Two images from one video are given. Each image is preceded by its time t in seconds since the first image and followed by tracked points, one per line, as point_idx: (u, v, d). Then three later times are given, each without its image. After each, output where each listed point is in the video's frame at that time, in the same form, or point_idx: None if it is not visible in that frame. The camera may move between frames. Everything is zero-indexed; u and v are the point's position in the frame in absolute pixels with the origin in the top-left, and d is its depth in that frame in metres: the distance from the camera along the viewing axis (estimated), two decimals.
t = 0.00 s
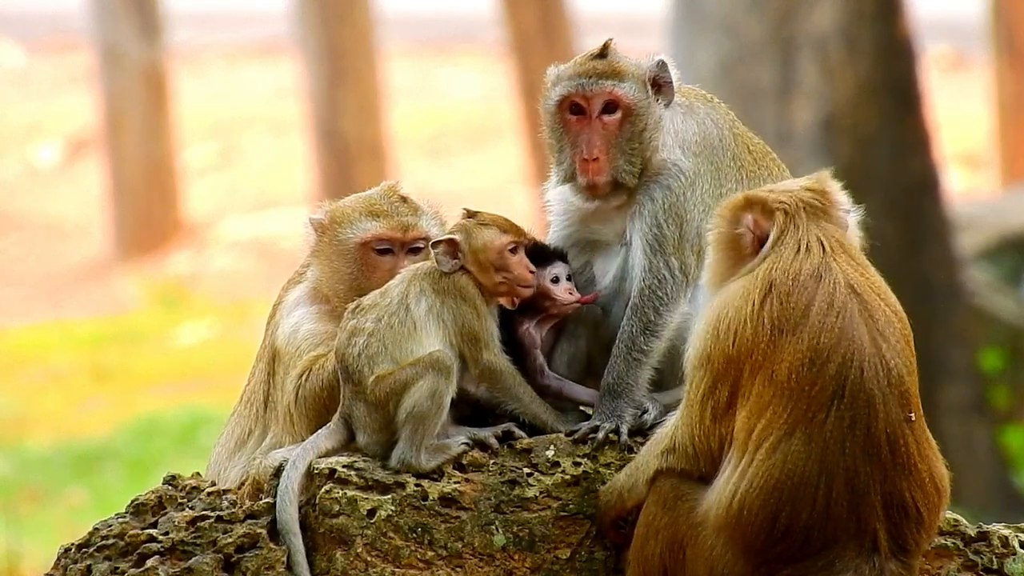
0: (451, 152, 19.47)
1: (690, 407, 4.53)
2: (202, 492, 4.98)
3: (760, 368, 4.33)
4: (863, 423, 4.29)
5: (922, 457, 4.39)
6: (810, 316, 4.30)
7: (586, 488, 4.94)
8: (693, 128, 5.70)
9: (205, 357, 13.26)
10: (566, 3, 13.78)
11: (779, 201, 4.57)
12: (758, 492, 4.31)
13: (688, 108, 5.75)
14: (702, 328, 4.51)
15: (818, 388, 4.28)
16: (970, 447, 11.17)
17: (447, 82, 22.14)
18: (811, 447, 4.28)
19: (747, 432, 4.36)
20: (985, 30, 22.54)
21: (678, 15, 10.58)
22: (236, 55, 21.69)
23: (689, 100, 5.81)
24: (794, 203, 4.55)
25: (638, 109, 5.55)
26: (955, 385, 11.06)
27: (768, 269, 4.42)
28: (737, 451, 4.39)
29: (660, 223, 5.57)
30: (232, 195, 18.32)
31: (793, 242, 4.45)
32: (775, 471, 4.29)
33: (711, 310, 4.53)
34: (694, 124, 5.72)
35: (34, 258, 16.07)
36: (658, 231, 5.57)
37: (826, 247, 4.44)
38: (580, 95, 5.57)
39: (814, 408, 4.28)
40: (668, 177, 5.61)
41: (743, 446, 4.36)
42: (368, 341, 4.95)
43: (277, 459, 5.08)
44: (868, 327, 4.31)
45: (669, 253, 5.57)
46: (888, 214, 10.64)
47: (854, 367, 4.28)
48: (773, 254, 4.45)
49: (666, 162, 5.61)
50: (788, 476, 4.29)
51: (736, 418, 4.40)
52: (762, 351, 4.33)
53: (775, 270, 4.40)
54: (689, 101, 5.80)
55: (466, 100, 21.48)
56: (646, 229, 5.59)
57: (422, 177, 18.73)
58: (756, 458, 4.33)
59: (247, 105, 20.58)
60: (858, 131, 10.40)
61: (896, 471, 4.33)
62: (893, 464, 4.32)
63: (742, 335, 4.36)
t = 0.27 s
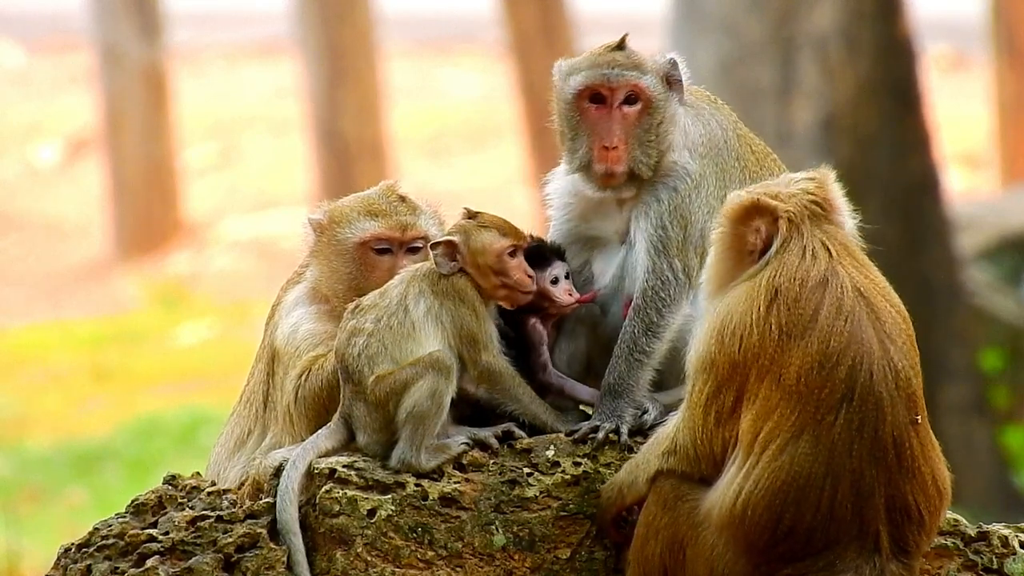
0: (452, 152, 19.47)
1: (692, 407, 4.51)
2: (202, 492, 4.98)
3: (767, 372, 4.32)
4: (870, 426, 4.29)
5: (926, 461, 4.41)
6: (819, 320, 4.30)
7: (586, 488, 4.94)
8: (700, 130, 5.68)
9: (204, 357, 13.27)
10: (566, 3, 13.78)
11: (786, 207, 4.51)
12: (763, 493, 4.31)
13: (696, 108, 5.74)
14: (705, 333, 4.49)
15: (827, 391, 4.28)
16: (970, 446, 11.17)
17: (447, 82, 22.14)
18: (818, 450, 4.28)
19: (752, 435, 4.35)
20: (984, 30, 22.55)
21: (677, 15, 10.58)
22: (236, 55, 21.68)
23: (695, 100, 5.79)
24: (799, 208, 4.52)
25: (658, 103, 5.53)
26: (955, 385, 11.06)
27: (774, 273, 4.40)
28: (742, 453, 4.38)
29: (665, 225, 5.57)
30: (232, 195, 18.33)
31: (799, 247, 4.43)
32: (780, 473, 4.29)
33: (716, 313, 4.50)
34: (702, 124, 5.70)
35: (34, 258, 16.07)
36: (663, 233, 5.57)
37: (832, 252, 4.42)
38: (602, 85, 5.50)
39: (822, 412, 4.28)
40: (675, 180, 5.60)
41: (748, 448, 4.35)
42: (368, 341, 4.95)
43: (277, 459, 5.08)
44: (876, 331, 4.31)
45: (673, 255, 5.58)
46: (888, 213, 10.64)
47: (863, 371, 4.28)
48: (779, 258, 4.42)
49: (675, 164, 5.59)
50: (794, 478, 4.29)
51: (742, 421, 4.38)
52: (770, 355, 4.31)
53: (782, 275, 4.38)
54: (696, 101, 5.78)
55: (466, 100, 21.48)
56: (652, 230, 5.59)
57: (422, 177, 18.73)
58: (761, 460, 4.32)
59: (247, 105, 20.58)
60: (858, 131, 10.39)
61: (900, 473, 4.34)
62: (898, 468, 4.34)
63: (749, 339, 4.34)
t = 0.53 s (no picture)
0: (452, 152, 19.47)
1: (695, 407, 4.51)
2: (202, 491, 4.98)
3: (774, 373, 4.32)
4: (876, 429, 4.29)
5: (930, 463, 4.41)
6: (826, 323, 4.29)
7: (586, 488, 4.94)
8: (709, 130, 5.64)
9: (204, 358, 13.27)
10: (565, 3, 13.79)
11: (792, 211, 4.50)
12: (766, 494, 4.32)
13: (710, 109, 5.69)
14: (710, 334, 4.48)
15: (834, 393, 4.28)
16: (971, 446, 11.18)
17: (447, 82, 22.14)
18: (823, 451, 4.29)
19: (757, 436, 4.35)
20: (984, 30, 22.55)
21: (677, 16, 10.58)
22: (236, 55, 21.69)
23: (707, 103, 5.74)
24: (806, 212, 4.51)
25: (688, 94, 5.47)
26: (954, 384, 11.07)
27: (781, 275, 4.40)
28: (746, 453, 4.38)
29: (672, 226, 5.54)
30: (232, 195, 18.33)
31: (806, 250, 4.42)
32: (785, 473, 4.30)
33: (721, 314, 4.50)
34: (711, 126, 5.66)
35: (35, 258, 16.06)
36: (669, 235, 5.55)
37: (839, 255, 4.42)
38: (638, 72, 5.41)
39: (828, 413, 4.28)
40: (685, 181, 5.55)
41: (753, 448, 4.36)
42: (368, 342, 4.96)
43: (277, 459, 5.08)
44: (884, 334, 4.31)
45: (677, 256, 5.56)
46: (888, 213, 10.64)
47: (870, 374, 4.28)
48: (786, 261, 4.42)
49: (688, 169, 5.55)
50: (798, 479, 4.30)
51: (746, 422, 4.38)
52: (776, 357, 4.31)
53: (789, 277, 4.37)
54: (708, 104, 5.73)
55: (465, 100, 21.49)
56: (657, 231, 5.56)
57: (422, 177, 18.73)
58: (766, 461, 4.32)
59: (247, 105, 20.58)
60: (858, 131, 10.39)
61: (904, 476, 4.35)
62: (903, 470, 4.34)
63: (755, 341, 4.34)
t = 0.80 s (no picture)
0: (452, 151, 19.46)
1: (697, 407, 4.50)
2: (202, 492, 4.98)
3: (777, 373, 4.31)
4: (878, 430, 4.29)
5: (931, 465, 4.42)
6: (829, 323, 4.29)
7: (586, 488, 4.94)
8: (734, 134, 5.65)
9: (204, 358, 13.26)
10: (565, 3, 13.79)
11: (796, 208, 4.51)
12: (769, 493, 4.31)
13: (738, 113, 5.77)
14: (713, 333, 4.48)
15: (837, 394, 4.28)
16: (971, 446, 11.18)
17: (447, 82, 22.13)
18: (826, 451, 4.29)
19: (759, 436, 4.34)
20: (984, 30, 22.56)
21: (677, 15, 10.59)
22: (236, 55, 21.66)
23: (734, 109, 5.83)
24: (810, 211, 4.51)
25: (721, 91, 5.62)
26: (954, 384, 11.07)
27: (783, 275, 4.40)
28: (748, 453, 4.38)
29: (688, 230, 5.55)
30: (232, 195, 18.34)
31: (809, 251, 4.42)
32: (788, 474, 4.29)
33: (724, 313, 4.49)
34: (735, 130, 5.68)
35: (35, 258, 16.06)
36: (684, 238, 5.55)
37: (843, 255, 4.42)
38: (693, 62, 5.53)
39: (832, 414, 4.28)
40: (704, 185, 5.56)
41: (755, 448, 4.35)
42: (367, 343, 4.96)
43: (277, 459, 5.07)
44: (887, 335, 4.31)
45: (688, 261, 5.56)
46: (888, 213, 10.64)
47: (873, 375, 4.28)
48: (790, 260, 4.42)
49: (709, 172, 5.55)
50: (800, 479, 4.30)
51: (749, 422, 4.38)
52: (779, 357, 4.31)
53: (792, 277, 4.37)
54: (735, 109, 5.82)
55: (466, 100, 21.49)
56: (673, 233, 5.56)
57: (422, 177, 18.73)
58: (768, 460, 4.32)
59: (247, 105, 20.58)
60: (857, 131, 10.40)
61: (906, 477, 4.35)
62: (904, 471, 4.34)
63: (758, 341, 4.34)
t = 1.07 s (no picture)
0: (452, 151, 19.45)
1: (698, 407, 4.50)
2: (202, 492, 4.98)
3: (778, 373, 4.31)
4: (879, 430, 4.29)
5: (931, 466, 4.42)
6: (831, 323, 4.29)
7: (586, 488, 4.94)
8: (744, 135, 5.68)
9: (205, 358, 13.26)
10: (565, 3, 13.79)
11: (799, 206, 4.51)
12: (769, 493, 4.31)
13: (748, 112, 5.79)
14: (715, 333, 4.48)
15: (839, 394, 4.28)
16: (971, 446, 11.18)
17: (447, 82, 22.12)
18: (827, 452, 4.29)
19: (760, 436, 4.34)
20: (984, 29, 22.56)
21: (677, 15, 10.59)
22: (236, 55, 21.65)
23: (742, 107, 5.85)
24: (813, 210, 4.51)
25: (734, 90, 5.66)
26: (954, 384, 11.07)
27: (785, 274, 4.40)
28: (748, 452, 4.38)
29: (695, 233, 5.55)
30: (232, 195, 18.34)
31: (811, 250, 4.42)
32: (789, 474, 4.29)
33: (727, 312, 4.49)
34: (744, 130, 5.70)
35: (35, 258, 16.06)
36: (692, 242, 5.56)
37: (845, 255, 4.42)
38: (710, 59, 5.55)
39: (832, 414, 4.28)
40: (713, 187, 5.56)
41: (756, 447, 4.35)
42: (368, 342, 4.95)
43: (277, 459, 5.07)
44: (888, 335, 4.31)
45: (695, 264, 5.57)
46: (888, 214, 10.65)
47: (875, 375, 4.28)
48: (792, 259, 4.42)
49: (718, 174, 5.56)
50: (801, 479, 4.30)
51: (749, 422, 4.38)
52: (781, 357, 4.31)
53: (794, 277, 4.38)
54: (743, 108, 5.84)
55: (465, 100, 21.48)
56: (682, 236, 5.57)
57: (422, 177, 18.72)
58: (769, 460, 4.32)
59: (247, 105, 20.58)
60: (857, 131, 10.40)
61: (906, 478, 4.35)
62: (905, 472, 4.34)
63: (760, 341, 4.34)
